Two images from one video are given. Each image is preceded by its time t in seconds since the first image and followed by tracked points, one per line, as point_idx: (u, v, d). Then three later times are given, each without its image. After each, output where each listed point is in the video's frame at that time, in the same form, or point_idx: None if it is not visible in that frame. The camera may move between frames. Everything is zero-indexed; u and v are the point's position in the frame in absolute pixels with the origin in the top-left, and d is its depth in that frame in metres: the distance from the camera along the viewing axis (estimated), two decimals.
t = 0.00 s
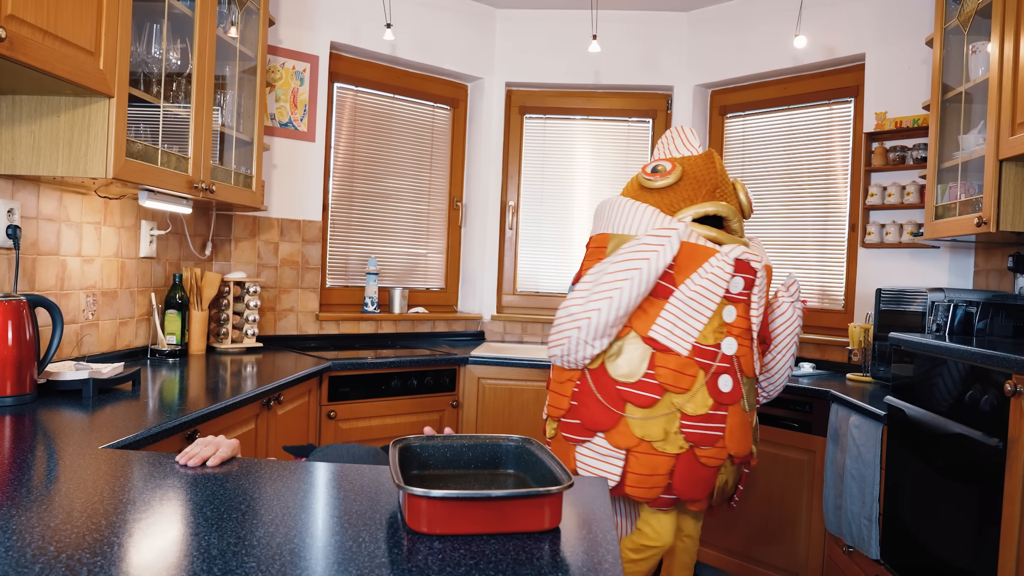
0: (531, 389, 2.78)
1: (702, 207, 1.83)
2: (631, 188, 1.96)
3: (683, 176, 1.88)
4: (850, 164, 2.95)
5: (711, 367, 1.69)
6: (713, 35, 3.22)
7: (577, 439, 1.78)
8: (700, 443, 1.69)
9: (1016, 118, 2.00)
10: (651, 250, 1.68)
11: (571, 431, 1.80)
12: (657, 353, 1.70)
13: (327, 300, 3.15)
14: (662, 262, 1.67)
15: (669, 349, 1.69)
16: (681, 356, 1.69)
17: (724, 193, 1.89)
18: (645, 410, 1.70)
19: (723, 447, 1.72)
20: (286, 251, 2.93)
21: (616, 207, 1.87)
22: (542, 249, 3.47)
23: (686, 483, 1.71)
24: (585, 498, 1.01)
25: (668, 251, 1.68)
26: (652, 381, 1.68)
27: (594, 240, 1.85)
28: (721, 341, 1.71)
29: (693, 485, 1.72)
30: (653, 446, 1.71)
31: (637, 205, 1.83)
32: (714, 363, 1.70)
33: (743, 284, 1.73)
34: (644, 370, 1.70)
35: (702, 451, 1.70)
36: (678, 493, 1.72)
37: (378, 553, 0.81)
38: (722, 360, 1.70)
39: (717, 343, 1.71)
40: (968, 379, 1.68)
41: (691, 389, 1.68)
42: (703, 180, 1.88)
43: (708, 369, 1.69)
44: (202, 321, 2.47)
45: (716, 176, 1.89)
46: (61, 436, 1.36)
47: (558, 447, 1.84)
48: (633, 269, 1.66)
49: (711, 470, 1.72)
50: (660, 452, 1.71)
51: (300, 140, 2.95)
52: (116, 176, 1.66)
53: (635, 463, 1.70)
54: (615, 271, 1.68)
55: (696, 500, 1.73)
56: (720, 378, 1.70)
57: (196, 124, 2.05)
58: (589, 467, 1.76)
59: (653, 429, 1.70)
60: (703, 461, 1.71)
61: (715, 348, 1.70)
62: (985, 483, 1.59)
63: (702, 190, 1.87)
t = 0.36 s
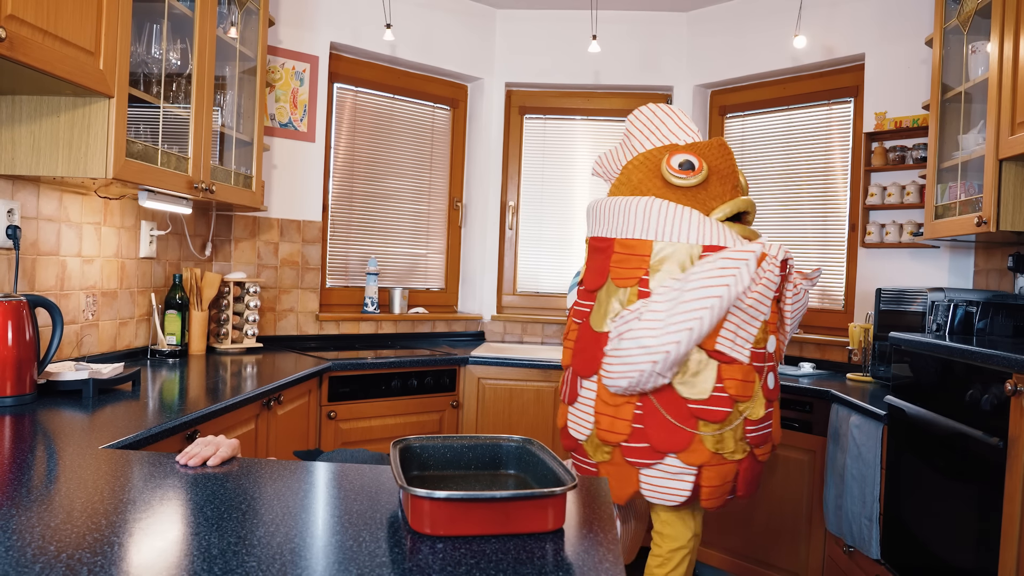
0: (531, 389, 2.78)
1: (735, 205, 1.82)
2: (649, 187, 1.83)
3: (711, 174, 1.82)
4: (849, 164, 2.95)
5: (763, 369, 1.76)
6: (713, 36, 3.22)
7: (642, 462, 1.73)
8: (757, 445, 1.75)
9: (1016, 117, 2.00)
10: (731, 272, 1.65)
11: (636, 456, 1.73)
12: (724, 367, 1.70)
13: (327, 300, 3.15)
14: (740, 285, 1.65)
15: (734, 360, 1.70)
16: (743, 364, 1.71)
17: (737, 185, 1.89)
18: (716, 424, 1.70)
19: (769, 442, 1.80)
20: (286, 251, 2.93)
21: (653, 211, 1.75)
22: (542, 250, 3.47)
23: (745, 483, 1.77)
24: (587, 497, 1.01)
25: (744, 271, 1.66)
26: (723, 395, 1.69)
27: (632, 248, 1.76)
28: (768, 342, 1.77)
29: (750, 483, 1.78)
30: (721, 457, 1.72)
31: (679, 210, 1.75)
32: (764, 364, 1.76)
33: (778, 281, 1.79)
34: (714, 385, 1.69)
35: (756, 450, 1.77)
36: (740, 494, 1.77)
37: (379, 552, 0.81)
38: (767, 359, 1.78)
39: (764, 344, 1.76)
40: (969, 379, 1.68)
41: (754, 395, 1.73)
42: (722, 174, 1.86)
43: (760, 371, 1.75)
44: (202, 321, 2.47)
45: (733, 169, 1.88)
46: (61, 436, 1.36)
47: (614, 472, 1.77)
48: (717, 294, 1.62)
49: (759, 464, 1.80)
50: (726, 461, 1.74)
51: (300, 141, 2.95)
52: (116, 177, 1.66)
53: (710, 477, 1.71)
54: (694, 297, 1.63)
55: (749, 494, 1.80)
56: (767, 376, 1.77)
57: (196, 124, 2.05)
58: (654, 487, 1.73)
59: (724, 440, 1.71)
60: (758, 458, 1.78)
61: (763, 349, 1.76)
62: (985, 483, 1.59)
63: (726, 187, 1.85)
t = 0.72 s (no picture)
0: (531, 389, 2.78)
1: (739, 206, 1.84)
2: (653, 201, 1.79)
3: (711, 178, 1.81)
4: (849, 164, 2.95)
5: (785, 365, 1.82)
6: (713, 36, 3.22)
7: (698, 487, 1.73)
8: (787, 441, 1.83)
9: (1016, 118, 2.00)
10: (778, 295, 1.64)
11: (690, 482, 1.73)
12: (761, 377, 1.73)
13: (327, 300, 3.15)
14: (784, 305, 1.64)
15: (770, 366, 1.73)
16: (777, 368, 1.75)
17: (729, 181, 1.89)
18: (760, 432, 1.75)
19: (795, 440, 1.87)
20: (286, 251, 2.93)
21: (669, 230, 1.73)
22: (542, 250, 3.47)
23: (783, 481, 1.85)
24: (587, 497, 1.01)
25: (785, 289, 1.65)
26: (765, 403, 1.73)
27: (655, 272, 1.73)
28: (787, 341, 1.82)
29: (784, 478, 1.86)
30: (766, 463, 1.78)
31: (695, 223, 1.74)
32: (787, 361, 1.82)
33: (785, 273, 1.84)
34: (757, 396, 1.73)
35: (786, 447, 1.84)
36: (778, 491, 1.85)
37: (378, 552, 0.81)
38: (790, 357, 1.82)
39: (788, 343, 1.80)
40: (969, 379, 1.68)
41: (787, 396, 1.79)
42: (718, 175, 1.85)
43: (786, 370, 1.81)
44: (201, 321, 2.47)
45: (724, 166, 1.88)
46: (60, 436, 1.35)
47: (669, 500, 1.75)
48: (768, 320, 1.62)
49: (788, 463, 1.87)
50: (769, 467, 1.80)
51: (300, 140, 2.95)
52: (116, 177, 1.66)
53: (759, 484, 1.77)
54: (746, 327, 1.60)
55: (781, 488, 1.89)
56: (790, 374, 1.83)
57: (196, 124, 2.05)
58: (710, 507, 1.75)
59: (768, 446, 1.77)
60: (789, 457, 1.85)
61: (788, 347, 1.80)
62: (985, 483, 1.59)
63: (723, 187, 1.86)
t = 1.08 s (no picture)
0: (531, 389, 2.78)
1: (736, 209, 1.84)
2: (648, 209, 1.79)
3: (707, 183, 1.80)
4: (849, 164, 2.95)
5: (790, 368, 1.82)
6: (713, 36, 3.22)
7: (703, 494, 1.73)
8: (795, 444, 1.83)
9: (1016, 117, 2.00)
10: (777, 302, 1.64)
11: (696, 492, 1.73)
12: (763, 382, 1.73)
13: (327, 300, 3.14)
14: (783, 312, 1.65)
15: (772, 372, 1.74)
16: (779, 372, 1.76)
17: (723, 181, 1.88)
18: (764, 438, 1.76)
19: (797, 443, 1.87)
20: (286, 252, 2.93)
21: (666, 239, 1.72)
22: (541, 249, 3.47)
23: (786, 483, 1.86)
24: (587, 497, 1.01)
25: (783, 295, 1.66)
26: (768, 409, 1.74)
27: (653, 282, 1.73)
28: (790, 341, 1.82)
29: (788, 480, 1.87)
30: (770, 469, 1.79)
31: (690, 231, 1.73)
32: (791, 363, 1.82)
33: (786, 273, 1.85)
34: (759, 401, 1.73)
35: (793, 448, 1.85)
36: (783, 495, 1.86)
37: (379, 553, 0.81)
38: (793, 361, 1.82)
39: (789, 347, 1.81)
40: (969, 379, 1.68)
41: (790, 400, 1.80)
42: (713, 178, 1.84)
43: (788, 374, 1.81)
44: (201, 321, 2.47)
45: (721, 169, 1.87)
46: (60, 436, 1.35)
47: (674, 509, 1.74)
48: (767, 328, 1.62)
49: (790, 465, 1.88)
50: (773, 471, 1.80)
51: (300, 140, 2.95)
52: (116, 177, 1.65)
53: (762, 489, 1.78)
54: (744, 336, 1.61)
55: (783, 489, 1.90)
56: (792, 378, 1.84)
57: (196, 124, 2.05)
58: (714, 513, 1.75)
59: (771, 452, 1.77)
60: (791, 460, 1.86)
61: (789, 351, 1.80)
62: (985, 482, 1.59)
63: (719, 191, 1.84)
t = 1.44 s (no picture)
0: (531, 389, 2.78)
1: (737, 203, 1.85)
2: (649, 194, 1.84)
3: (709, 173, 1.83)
4: (849, 161, 2.95)
5: (786, 367, 1.81)
6: (713, 36, 3.21)
7: (679, 480, 1.75)
8: (788, 445, 1.81)
9: (1015, 117, 2.00)
10: (764, 287, 1.66)
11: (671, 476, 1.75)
12: (749, 372, 1.73)
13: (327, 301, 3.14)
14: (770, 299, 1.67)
15: (760, 364, 1.73)
16: (769, 367, 1.75)
17: (730, 177, 1.91)
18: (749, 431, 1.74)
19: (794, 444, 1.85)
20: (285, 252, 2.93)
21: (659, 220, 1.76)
22: (541, 249, 3.47)
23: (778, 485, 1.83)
24: (587, 499, 1.01)
25: (773, 283, 1.67)
26: (753, 400, 1.73)
27: (644, 260, 1.77)
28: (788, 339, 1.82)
29: (782, 485, 1.84)
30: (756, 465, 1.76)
31: (684, 215, 1.76)
32: (786, 362, 1.81)
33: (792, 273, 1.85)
34: (745, 392, 1.73)
35: (788, 451, 1.83)
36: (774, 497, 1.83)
37: (379, 554, 0.81)
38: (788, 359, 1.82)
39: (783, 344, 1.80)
40: (970, 379, 1.67)
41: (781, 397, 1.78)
42: (718, 171, 1.87)
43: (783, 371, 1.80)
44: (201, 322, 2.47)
45: (727, 165, 1.90)
46: (59, 438, 1.35)
47: (650, 492, 1.77)
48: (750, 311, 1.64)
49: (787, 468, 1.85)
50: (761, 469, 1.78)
51: (299, 141, 2.95)
52: (115, 178, 1.65)
53: (745, 486, 1.75)
54: (729, 316, 1.63)
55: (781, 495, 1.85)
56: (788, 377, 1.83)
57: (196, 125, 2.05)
58: (692, 504, 1.75)
59: (757, 448, 1.75)
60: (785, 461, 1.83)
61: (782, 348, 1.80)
62: (986, 482, 1.59)
63: (723, 184, 1.87)
